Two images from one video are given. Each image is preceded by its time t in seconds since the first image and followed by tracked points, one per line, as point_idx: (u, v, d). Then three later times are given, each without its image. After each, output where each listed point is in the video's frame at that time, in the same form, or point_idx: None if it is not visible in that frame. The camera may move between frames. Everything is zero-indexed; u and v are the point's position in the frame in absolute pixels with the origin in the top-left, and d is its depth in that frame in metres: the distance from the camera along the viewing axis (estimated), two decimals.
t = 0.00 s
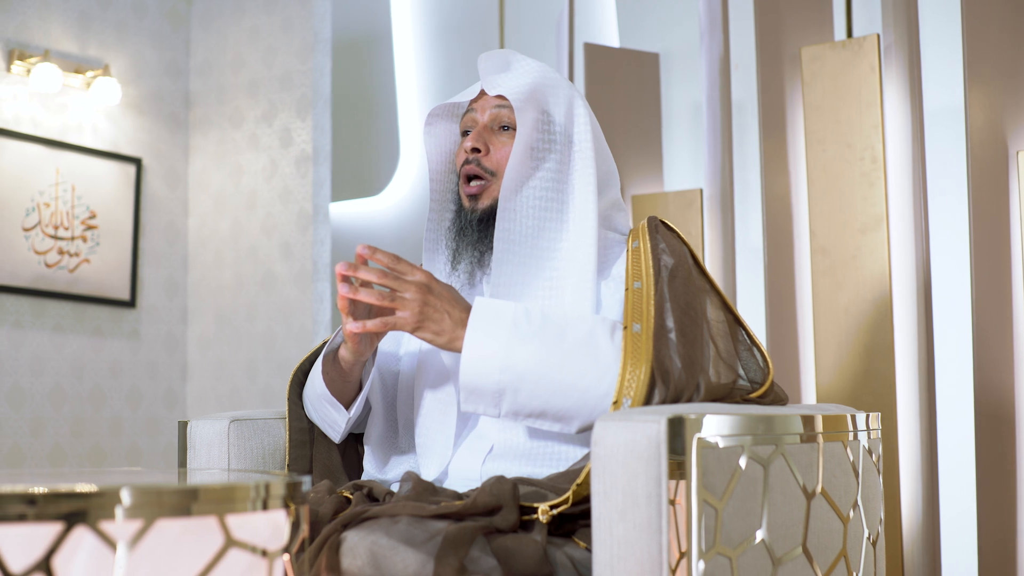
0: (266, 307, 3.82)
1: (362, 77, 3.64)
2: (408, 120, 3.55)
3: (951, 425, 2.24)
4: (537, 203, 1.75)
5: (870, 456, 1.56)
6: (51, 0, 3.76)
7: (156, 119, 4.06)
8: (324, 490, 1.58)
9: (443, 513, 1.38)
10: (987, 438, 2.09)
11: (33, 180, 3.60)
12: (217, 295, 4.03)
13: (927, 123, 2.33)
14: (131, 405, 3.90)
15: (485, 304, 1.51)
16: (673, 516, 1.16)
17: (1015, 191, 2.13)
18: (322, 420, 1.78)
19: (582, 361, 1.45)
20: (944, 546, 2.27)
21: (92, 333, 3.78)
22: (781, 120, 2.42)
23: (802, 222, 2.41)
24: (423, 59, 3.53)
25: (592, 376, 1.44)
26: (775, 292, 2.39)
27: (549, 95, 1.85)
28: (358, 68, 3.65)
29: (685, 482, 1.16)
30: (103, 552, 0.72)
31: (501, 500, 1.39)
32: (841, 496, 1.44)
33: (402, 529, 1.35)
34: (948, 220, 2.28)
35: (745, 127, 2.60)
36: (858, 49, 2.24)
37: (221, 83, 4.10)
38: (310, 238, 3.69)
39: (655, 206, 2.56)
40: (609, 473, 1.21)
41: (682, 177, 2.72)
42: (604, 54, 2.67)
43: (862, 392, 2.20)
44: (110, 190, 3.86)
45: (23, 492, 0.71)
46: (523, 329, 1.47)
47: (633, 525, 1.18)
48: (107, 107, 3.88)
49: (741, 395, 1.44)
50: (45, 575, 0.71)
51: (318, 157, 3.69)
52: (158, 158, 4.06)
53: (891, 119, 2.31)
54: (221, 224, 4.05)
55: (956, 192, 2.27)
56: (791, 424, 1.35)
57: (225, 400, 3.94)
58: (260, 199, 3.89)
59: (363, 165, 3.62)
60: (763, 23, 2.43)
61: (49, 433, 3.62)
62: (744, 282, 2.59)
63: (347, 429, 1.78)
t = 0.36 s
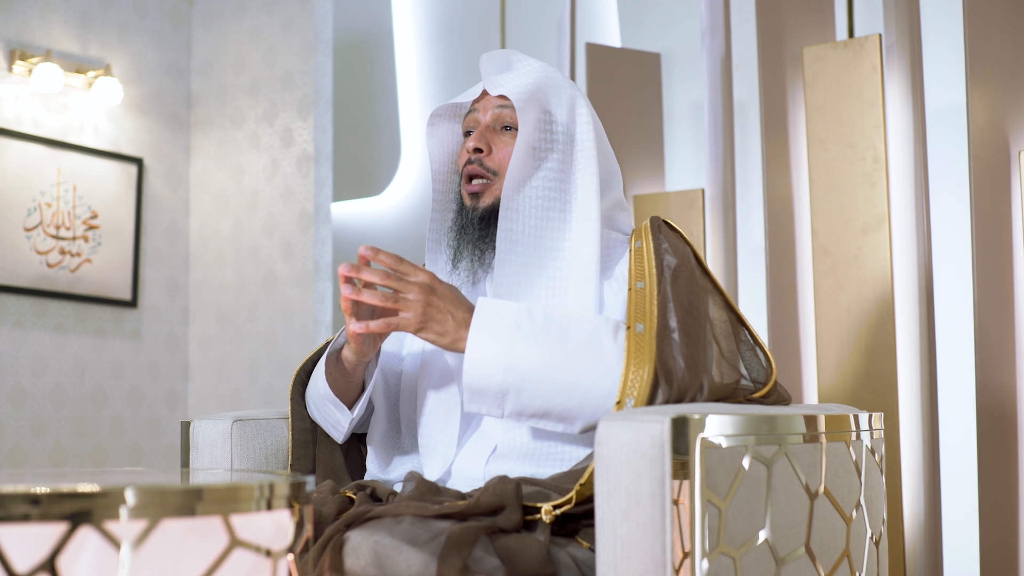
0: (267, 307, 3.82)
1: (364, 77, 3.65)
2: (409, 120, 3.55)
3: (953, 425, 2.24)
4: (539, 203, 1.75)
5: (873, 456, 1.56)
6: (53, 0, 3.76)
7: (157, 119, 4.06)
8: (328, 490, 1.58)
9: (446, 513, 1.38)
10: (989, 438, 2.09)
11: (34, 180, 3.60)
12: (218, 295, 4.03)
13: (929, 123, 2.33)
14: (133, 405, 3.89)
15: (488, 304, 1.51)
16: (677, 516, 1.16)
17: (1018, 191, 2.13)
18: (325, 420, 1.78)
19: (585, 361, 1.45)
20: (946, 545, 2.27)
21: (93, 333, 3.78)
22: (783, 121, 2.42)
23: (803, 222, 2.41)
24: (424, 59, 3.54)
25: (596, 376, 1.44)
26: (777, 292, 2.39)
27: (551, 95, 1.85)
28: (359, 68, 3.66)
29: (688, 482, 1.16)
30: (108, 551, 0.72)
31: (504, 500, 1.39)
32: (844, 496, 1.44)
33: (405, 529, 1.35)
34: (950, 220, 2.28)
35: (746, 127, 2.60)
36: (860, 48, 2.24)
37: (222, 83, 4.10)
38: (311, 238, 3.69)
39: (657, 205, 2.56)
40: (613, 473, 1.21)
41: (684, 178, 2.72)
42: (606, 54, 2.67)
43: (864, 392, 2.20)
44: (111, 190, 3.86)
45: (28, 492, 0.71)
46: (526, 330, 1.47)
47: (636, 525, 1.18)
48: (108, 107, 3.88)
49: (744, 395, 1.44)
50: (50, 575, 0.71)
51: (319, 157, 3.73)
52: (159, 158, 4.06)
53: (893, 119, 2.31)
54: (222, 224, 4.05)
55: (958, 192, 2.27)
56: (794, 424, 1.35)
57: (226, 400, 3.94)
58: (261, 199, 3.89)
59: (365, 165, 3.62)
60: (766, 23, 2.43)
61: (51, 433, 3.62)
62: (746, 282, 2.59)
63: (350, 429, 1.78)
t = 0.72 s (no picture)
0: (269, 307, 3.82)
1: (365, 77, 3.65)
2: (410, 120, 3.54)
3: (955, 425, 2.24)
4: (542, 203, 1.75)
5: (876, 456, 1.56)
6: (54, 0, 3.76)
7: (158, 119, 4.06)
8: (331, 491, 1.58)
9: (449, 513, 1.37)
10: (991, 438, 2.09)
11: (35, 180, 3.60)
12: (220, 295, 4.03)
13: (930, 123, 2.33)
14: (134, 405, 3.89)
15: (491, 305, 1.51)
16: (680, 516, 1.16)
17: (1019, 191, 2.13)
18: (328, 420, 1.78)
19: (588, 361, 1.45)
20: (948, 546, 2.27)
21: (94, 333, 3.78)
22: (785, 121, 2.42)
23: (805, 222, 2.41)
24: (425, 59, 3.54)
25: (599, 376, 1.44)
26: (779, 293, 2.39)
27: (553, 95, 1.85)
28: (360, 69, 3.66)
29: (692, 483, 1.16)
30: (113, 551, 0.72)
31: (507, 500, 1.39)
32: (847, 496, 1.44)
33: (408, 529, 1.35)
34: (952, 220, 2.28)
35: (748, 127, 2.60)
36: (862, 48, 2.24)
37: (224, 83, 4.10)
38: (312, 239, 3.66)
39: (659, 205, 2.55)
40: (617, 473, 1.21)
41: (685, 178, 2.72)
42: (608, 54, 2.67)
43: (866, 392, 2.20)
44: (112, 190, 3.86)
45: (32, 492, 0.71)
46: (529, 330, 1.47)
47: (640, 525, 1.18)
48: (110, 107, 3.88)
49: (747, 395, 1.44)
50: (55, 575, 0.71)
51: (320, 157, 3.69)
52: (160, 158, 4.06)
53: (895, 119, 2.31)
54: (223, 224, 4.05)
55: (960, 192, 2.27)
56: (797, 424, 1.35)
57: (227, 400, 3.94)
58: (262, 199, 3.89)
59: (366, 165, 3.64)
60: (767, 23, 2.43)
61: (53, 433, 3.62)
62: (748, 282, 2.59)
63: (353, 429, 1.79)
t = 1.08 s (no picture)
0: (270, 306, 3.82)
1: (367, 77, 3.65)
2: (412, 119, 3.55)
3: (958, 425, 2.24)
4: (546, 204, 1.75)
5: (879, 456, 1.56)
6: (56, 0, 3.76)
7: (160, 119, 4.06)
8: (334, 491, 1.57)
9: (453, 513, 1.37)
10: (993, 438, 2.09)
11: (37, 180, 3.60)
12: (221, 295, 4.03)
13: (932, 123, 2.33)
14: (136, 405, 3.89)
15: (495, 305, 1.51)
16: (684, 516, 1.16)
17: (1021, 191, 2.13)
18: (331, 421, 1.79)
19: (592, 362, 1.45)
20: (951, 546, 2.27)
21: (96, 333, 3.78)
22: (787, 121, 2.42)
23: (807, 222, 2.41)
24: (426, 58, 3.54)
25: (603, 376, 1.44)
26: (781, 293, 2.39)
27: (555, 95, 1.85)
28: (362, 69, 3.66)
29: (696, 483, 1.16)
30: (118, 551, 0.72)
31: (511, 500, 1.39)
32: (850, 496, 1.44)
33: (412, 529, 1.35)
34: (954, 220, 2.28)
35: (750, 127, 2.60)
36: (863, 49, 2.24)
37: (225, 84, 4.10)
38: (314, 239, 3.69)
39: (661, 205, 2.56)
40: (621, 472, 1.21)
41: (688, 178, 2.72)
42: (610, 54, 2.67)
43: (868, 392, 2.20)
44: (114, 190, 3.86)
45: (37, 492, 0.71)
46: (533, 331, 1.47)
47: (644, 525, 1.18)
48: (112, 107, 3.88)
49: (751, 396, 1.44)
50: (60, 574, 0.71)
51: (321, 157, 3.72)
52: (162, 158, 4.06)
53: (897, 118, 2.31)
54: (225, 224, 4.05)
55: (962, 192, 2.27)
56: (800, 424, 1.35)
57: (229, 400, 3.93)
58: (264, 199, 3.89)
59: (368, 165, 3.63)
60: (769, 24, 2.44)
61: (55, 433, 3.62)
62: (750, 282, 2.59)
63: (356, 430, 1.79)
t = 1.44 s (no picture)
0: (272, 306, 3.82)
1: (369, 77, 3.65)
2: (414, 119, 3.55)
3: (959, 425, 2.24)
4: (549, 204, 1.75)
5: (882, 455, 1.56)
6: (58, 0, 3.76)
7: (161, 119, 4.06)
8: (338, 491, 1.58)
9: (457, 513, 1.38)
10: (995, 437, 2.09)
11: (39, 180, 3.61)
12: (223, 294, 4.02)
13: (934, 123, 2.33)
14: (138, 405, 3.90)
15: (498, 305, 1.51)
16: (688, 516, 1.16)
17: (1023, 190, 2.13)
18: (335, 421, 1.78)
19: (596, 362, 1.45)
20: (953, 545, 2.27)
21: (98, 333, 3.78)
22: (789, 120, 2.42)
23: (809, 222, 2.41)
24: (427, 58, 3.54)
25: (607, 377, 1.44)
26: (783, 293, 2.40)
27: (557, 95, 1.86)
28: (364, 69, 3.66)
29: (699, 482, 1.17)
30: (123, 551, 0.72)
31: (515, 500, 1.38)
32: (854, 496, 1.44)
33: (416, 529, 1.35)
34: (956, 220, 2.28)
35: (752, 127, 2.60)
36: (865, 48, 2.24)
37: (227, 83, 4.10)
38: (316, 239, 3.69)
39: (662, 205, 2.56)
40: (624, 473, 1.21)
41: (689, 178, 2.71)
42: (612, 54, 2.67)
43: (870, 392, 2.20)
44: (115, 190, 3.86)
45: (42, 492, 0.71)
46: (536, 331, 1.47)
47: (648, 525, 1.18)
48: (113, 107, 3.88)
49: (754, 396, 1.44)
50: (65, 575, 0.71)
51: (324, 157, 3.72)
52: (164, 158, 4.06)
53: (899, 118, 2.31)
54: (227, 224, 4.05)
55: (964, 192, 2.26)
56: (803, 424, 1.35)
57: (231, 400, 3.93)
58: (266, 199, 3.89)
59: (370, 164, 3.63)
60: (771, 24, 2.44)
61: (57, 433, 3.62)
62: (752, 282, 2.59)
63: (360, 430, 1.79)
